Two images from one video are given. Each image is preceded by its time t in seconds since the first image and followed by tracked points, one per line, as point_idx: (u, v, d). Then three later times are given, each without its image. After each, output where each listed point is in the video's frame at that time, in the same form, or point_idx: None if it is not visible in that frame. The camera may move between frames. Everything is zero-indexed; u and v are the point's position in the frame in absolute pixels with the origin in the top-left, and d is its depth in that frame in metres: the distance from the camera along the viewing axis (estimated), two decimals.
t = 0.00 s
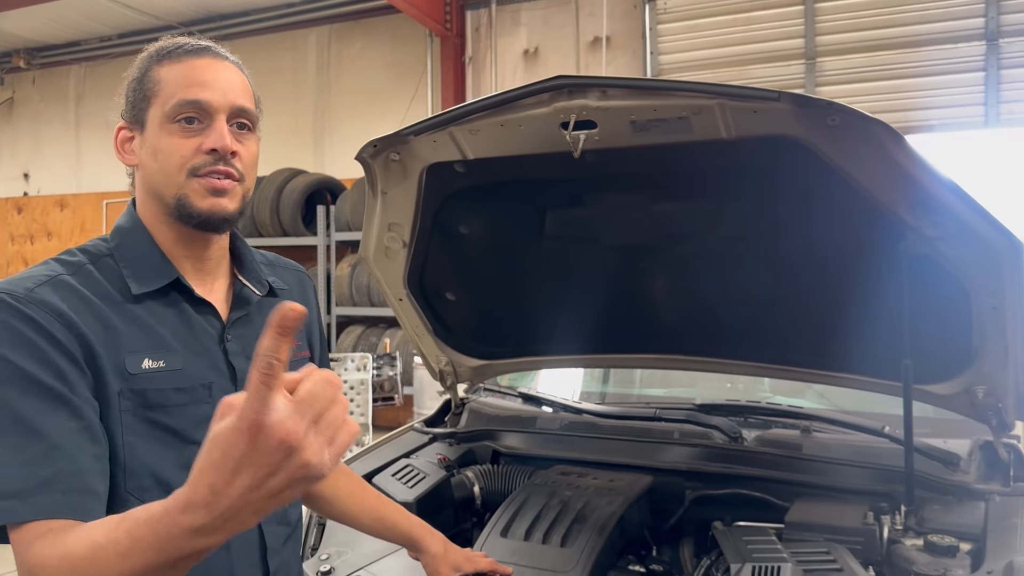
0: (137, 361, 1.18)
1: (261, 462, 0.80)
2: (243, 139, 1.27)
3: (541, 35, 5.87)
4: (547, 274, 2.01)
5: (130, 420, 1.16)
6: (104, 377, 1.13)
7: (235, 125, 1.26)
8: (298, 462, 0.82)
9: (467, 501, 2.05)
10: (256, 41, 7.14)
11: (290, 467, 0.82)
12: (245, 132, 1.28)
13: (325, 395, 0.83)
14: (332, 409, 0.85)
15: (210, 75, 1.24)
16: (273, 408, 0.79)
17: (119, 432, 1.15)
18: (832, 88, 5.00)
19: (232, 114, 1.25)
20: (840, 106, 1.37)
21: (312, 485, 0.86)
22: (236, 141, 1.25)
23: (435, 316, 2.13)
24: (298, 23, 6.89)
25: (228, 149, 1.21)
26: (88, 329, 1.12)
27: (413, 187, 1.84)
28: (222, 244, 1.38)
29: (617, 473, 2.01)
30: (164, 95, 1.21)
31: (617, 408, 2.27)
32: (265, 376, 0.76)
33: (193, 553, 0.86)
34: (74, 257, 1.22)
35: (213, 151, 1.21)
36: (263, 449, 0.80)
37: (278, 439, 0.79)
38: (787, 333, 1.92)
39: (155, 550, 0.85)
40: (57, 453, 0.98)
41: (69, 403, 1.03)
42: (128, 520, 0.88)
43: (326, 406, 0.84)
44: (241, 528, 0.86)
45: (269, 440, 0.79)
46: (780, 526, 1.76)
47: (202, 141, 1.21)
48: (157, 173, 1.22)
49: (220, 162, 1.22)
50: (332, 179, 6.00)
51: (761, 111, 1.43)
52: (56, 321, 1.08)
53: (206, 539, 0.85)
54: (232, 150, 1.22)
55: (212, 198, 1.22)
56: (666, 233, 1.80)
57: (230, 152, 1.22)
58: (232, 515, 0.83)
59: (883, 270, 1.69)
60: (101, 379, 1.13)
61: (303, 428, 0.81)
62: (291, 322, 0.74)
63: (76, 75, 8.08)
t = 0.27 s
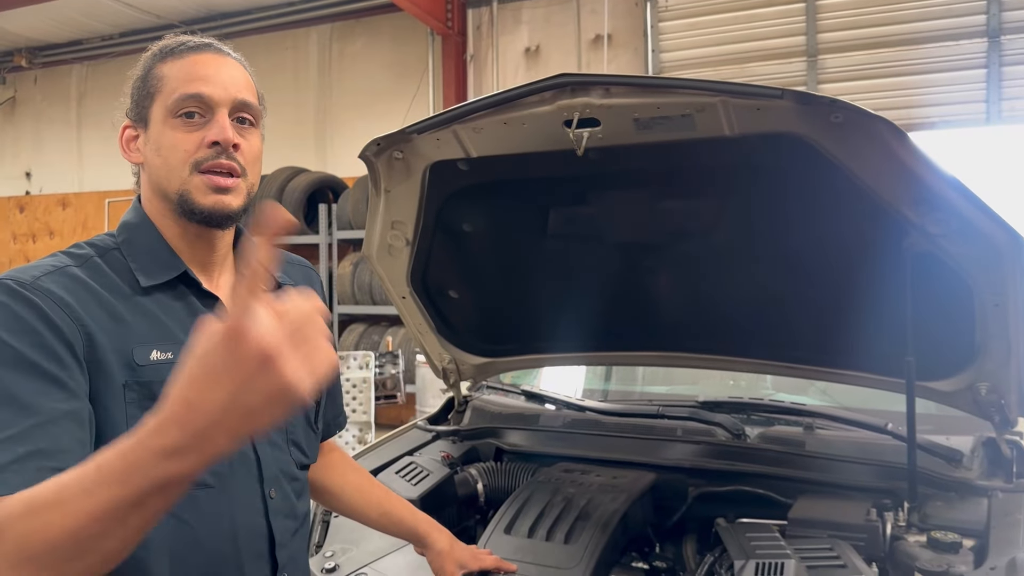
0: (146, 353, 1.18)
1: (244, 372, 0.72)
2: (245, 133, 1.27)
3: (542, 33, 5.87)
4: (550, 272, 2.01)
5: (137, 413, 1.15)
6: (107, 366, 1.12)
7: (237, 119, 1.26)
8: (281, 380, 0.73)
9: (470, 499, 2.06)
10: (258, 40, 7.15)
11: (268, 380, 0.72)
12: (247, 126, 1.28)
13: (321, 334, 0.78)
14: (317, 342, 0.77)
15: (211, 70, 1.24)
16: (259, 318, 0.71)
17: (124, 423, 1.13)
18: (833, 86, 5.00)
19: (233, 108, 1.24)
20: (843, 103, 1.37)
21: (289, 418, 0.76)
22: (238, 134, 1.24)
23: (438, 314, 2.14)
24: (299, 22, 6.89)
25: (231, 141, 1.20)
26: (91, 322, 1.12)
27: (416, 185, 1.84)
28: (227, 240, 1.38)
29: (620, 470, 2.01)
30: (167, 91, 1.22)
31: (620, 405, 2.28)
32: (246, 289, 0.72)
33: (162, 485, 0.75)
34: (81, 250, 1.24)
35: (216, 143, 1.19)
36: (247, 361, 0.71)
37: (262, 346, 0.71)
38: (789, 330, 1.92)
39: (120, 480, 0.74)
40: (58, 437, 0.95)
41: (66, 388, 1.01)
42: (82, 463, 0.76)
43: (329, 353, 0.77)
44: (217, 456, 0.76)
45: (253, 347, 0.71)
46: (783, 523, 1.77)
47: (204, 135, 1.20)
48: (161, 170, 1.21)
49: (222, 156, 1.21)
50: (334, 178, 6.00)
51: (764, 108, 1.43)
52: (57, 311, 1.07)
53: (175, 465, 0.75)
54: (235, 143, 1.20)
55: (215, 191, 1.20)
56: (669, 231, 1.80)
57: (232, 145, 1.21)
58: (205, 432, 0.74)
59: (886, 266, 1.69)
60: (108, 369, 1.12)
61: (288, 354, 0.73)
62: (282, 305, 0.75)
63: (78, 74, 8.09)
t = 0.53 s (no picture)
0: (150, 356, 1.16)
1: (153, 300, 0.81)
2: (249, 138, 1.26)
3: (542, 31, 5.86)
4: (550, 270, 2.02)
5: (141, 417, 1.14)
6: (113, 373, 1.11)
7: (241, 124, 1.25)
8: (186, 291, 0.82)
9: (471, 497, 2.06)
10: (257, 38, 7.14)
11: (177, 298, 0.82)
12: (251, 130, 1.27)
13: (208, 174, 0.83)
14: (208, 256, 0.89)
15: (217, 73, 1.23)
16: (146, 247, 0.81)
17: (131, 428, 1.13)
18: (833, 83, 4.99)
19: (239, 112, 1.24)
20: (842, 101, 1.37)
21: (217, 328, 0.85)
22: (242, 139, 1.24)
23: (438, 313, 2.13)
24: (299, 21, 6.89)
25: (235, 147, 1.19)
26: (95, 326, 1.10)
27: (416, 184, 1.84)
28: (227, 240, 1.32)
29: (621, 469, 2.01)
30: (172, 92, 1.21)
31: (620, 404, 2.28)
32: (121, 220, 0.79)
33: (131, 438, 0.82)
34: (81, 253, 1.20)
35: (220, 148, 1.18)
36: (150, 289, 0.81)
37: (158, 271, 0.81)
38: (789, 328, 1.92)
39: (92, 453, 0.82)
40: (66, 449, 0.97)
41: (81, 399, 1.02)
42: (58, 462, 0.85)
43: (220, 190, 0.83)
44: (169, 393, 0.83)
45: (149, 274, 0.81)
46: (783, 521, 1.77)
47: (209, 140, 1.19)
48: (164, 172, 1.20)
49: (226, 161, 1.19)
50: (334, 177, 6.00)
51: (764, 107, 1.43)
52: (59, 317, 1.07)
53: (133, 415, 0.81)
54: (239, 149, 1.19)
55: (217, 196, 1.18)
56: (670, 229, 1.80)
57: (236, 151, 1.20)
58: (142, 372, 0.81)
59: (885, 265, 1.69)
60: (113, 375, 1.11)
61: (184, 255, 0.83)
62: (116, 157, 0.78)
63: (78, 73, 8.09)
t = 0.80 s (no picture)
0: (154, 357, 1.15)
1: (152, 330, 0.83)
2: (261, 141, 1.25)
3: (543, 29, 5.86)
4: (551, 268, 2.02)
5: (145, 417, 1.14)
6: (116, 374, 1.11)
7: (253, 127, 1.24)
8: (185, 322, 0.84)
9: (473, 495, 2.06)
10: (259, 37, 7.14)
11: (175, 329, 0.83)
12: (263, 134, 1.26)
13: (201, 205, 0.83)
14: (210, 282, 0.89)
15: (230, 75, 1.21)
16: (147, 275, 0.82)
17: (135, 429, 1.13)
18: (834, 81, 4.99)
19: (251, 115, 1.22)
20: (844, 100, 1.37)
21: (215, 358, 0.87)
22: (254, 143, 1.22)
23: (439, 311, 2.14)
24: (300, 19, 6.89)
25: (247, 150, 1.18)
26: (100, 328, 1.10)
27: (418, 183, 1.84)
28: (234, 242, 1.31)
29: (622, 467, 2.02)
30: (186, 93, 1.19)
31: (621, 402, 2.28)
32: (122, 248, 0.81)
33: (128, 463, 0.84)
34: (87, 253, 1.20)
35: (232, 151, 1.17)
36: (150, 319, 0.83)
37: (157, 301, 0.83)
38: (791, 327, 1.92)
39: (89, 476, 0.84)
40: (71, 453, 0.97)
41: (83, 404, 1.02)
42: (54, 481, 0.87)
43: (214, 220, 0.84)
44: (166, 420, 0.84)
45: (148, 305, 0.82)
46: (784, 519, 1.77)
47: (221, 143, 1.18)
48: (174, 172, 1.18)
49: (237, 164, 1.18)
50: (335, 175, 6.00)
51: (766, 105, 1.43)
52: (62, 319, 1.07)
53: (130, 440, 0.83)
54: (251, 153, 1.18)
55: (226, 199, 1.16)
56: (671, 228, 1.80)
57: (248, 154, 1.19)
58: (140, 399, 0.82)
59: (887, 263, 1.69)
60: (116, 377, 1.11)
61: (182, 287, 0.83)
62: (118, 184, 0.78)
63: (79, 72, 8.09)
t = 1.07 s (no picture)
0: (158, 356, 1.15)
1: (156, 337, 0.83)
2: (269, 138, 1.25)
3: (545, 27, 5.85)
4: (552, 266, 2.02)
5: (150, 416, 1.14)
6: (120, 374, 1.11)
7: (262, 124, 1.24)
8: (190, 329, 0.84)
9: (474, 494, 2.06)
10: (260, 35, 7.15)
11: (179, 336, 0.83)
12: (270, 131, 1.26)
13: (207, 212, 0.83)
14: (217, 288, 0.90)
15: (238, 73, 1.21)
16: (152, 281, 0.83)
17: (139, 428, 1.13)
18: (836, 80, 4.98)
19: (260, 113, 1.22)
20: (846, 98, 1.37)
21: (220, 364, 0.87)
22: (262, 140, 1.22)
23: (440, 309, 2.14)
24: (302, 18, 6.89)
25: (256, 148, 1.18)
26: (105, 327, 1.10)
27: (419, 181, 1.84)
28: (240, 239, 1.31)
29: (624, 465, 2.02)
30: (194, 90, 1.19)
31: (623, 400, 2.28)
32: (128, 252, 0.81)
33: (131, 468, 0.84)
34: (92, 250, 1.20)
35: (242, 148, 1.18)
36: (154, 326, 0.83)
37: (162, 308, 0.83)
38: (794, 326, 1.92)
39: (92, 479, 0.84)
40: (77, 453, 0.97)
41: (87, 404, 1.01)
42: (58, 483, 0.87)
43: (220, 228, 0.84)
44: (169, 426, 0.85)
45: (153, 311, 0.83)
46: (786, 517, 1.77)
47: (230, 140, 1.18)
48: (182, 169, 1.18)
49: (246, 162, 1.19)
50: (337, 173, 6.00)
51: (768, 103, 1.43)
52: (68, 319, 1.07)
53: (133, 445, 0.83)
54: (260, 150, 1.18)
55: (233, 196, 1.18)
56: (673, 226, 1.80)
57: (256, 152, 1.19)
58: (144, 406, 0.83)
59: (889, 262, 1.69)
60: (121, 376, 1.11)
61: (187, 294, 0.83)
62: (127, 188, 0.78)
63: (81, 70, 8.10)
